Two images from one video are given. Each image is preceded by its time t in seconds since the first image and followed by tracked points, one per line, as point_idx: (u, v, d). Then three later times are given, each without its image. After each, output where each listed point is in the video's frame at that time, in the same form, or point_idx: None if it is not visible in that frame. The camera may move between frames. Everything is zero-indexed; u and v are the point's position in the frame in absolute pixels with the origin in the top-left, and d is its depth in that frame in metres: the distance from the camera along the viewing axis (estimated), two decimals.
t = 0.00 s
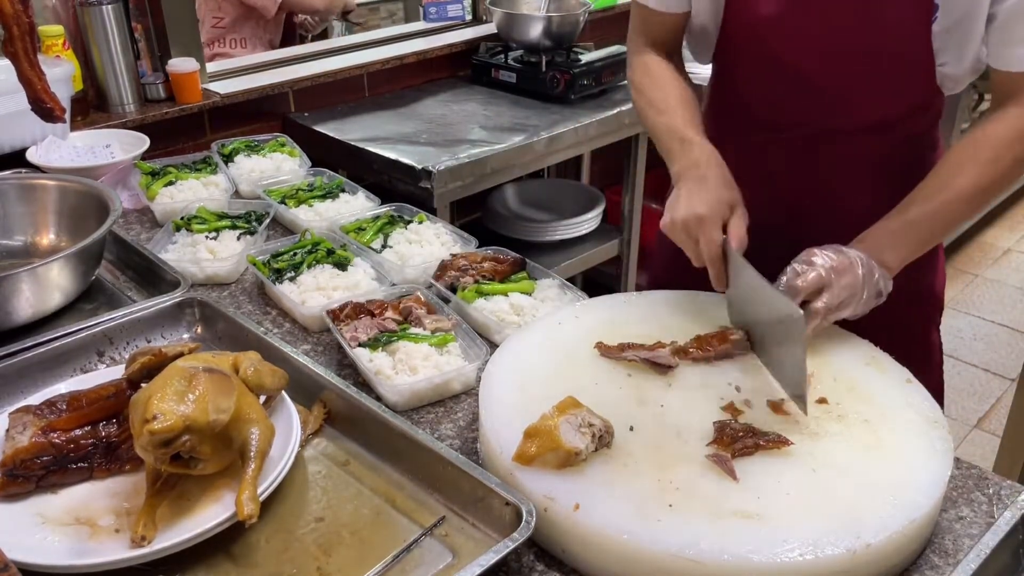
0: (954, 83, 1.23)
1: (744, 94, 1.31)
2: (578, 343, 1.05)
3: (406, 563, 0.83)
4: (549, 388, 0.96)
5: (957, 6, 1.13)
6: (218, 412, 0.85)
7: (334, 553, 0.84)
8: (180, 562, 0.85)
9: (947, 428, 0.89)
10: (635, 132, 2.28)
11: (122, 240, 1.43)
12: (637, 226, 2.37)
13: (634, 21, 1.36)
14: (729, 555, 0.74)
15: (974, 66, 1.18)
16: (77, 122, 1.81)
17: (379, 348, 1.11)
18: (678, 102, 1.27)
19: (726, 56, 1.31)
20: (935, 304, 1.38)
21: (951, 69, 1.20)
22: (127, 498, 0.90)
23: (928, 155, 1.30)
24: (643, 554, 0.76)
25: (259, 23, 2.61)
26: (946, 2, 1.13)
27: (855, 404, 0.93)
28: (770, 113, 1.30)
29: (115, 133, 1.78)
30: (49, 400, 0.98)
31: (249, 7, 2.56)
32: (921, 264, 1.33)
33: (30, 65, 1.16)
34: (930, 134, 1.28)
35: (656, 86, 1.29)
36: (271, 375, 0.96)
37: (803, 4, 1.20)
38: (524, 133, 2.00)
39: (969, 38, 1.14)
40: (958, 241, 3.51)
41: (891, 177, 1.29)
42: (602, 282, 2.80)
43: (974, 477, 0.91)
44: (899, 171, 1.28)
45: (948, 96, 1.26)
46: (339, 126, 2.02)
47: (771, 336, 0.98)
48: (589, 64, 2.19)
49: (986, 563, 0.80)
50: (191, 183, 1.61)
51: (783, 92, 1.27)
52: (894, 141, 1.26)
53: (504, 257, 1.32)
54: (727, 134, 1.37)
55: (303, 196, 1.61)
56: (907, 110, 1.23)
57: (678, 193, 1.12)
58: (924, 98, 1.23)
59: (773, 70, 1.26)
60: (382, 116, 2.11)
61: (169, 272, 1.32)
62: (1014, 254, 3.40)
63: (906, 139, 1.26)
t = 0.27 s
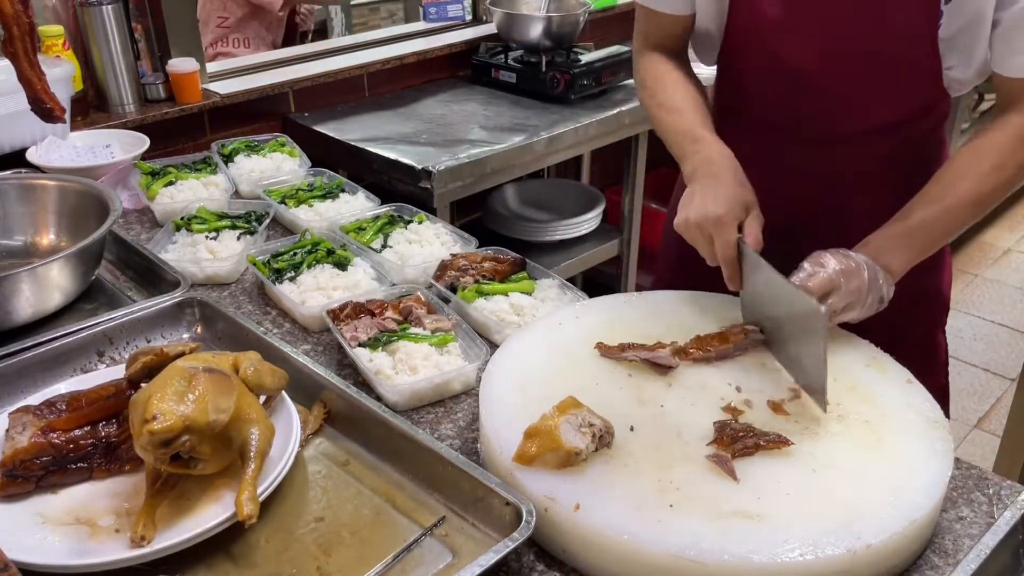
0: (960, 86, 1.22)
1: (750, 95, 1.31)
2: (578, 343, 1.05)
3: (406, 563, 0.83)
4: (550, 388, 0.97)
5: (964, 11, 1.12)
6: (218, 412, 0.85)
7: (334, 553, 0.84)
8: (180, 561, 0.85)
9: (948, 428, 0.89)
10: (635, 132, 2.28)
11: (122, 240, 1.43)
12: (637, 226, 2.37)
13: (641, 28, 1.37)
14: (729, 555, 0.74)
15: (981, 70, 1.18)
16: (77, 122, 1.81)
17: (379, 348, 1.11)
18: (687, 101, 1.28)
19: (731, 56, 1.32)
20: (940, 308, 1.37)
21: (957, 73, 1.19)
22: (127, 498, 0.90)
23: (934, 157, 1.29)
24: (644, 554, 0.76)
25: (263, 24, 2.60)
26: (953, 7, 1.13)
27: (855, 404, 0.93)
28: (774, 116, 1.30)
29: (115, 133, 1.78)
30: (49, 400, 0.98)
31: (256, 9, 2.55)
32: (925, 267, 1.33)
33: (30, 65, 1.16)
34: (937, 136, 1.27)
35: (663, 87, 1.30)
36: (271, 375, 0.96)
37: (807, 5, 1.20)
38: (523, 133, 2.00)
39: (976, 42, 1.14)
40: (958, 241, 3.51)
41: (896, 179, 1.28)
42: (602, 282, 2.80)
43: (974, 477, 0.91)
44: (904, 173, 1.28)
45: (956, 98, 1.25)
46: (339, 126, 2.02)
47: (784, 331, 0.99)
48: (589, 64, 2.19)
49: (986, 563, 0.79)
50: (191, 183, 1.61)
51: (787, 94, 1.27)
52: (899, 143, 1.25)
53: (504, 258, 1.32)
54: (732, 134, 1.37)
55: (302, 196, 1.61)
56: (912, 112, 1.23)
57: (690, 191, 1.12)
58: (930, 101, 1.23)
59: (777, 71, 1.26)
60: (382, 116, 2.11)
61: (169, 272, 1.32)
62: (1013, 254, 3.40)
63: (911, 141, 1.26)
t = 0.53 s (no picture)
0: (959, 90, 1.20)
1: (747, 95, 1.31)
2: (578, 343, 1.05)
3: (406, 563, 0.83)
4: (550, 388, 0.96)
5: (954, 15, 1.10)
6: (217, 412, 0.85)
7: (334, 553, 0.84)
8: (180, 561, 0.85)
9: (948, 428, 0.89)
10: (636, 132, 2.28)
11: (122, 240, 1.43)
12: (637, 226, 2.37)
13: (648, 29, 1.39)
14: (729, 555, 0.74)
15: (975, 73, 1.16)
16: (77, 122, 1.81)
17: (379, 348, 1.11)
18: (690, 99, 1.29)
19: (729, 55, 1.31)
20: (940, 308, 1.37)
21: (950, 76, 1.18)
22: (127, 498, 0.90)
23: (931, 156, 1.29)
24: (643, 554, 0.76)
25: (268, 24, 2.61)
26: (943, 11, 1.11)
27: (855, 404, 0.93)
28: (771, 115, 1.30)
29: (115, 133, 1.78)
30: (49, 400, 0.98)
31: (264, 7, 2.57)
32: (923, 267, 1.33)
33: (29, 66, 1.16)
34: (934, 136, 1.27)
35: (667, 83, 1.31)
36: (271, 375, 0.96)
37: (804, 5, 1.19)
38: (523, 133, 2.00)
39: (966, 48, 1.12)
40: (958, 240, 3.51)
41: (893, 178, 1.28)
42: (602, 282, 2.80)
43: (974, 477, 0.91)
44: (902, 172, 1.28)
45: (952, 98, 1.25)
46: (339, 126, 2.01)
47: (786, 325, 0.99)
48: (589, 64, 2.19)
49: (986, 562, 0.79)
50: (191, 183, 1.61)
51: (785, 93, 1.26)
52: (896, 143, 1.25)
53: (504, 257, 1.32)
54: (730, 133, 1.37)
55: (302, 196, 1.61)
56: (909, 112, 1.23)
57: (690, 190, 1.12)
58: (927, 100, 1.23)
59: (775, 70, 1.26)
60: (382, 116, 2.11)
61: (169, 272, 1.32)
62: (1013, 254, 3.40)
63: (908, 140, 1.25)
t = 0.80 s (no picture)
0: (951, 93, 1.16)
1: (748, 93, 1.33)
2: (578, 343, 1.05)
3: (407, 563, 0.83)
4: (550, 387, 0.97)
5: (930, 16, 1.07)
6: (217, 412, 0.85)
7: (334, 553, 0.84)
8: (180, 561, 0.85)
9: (948, 428, 0.89)
10: (635, 132, 2.28)
11: (122, 240, 1.43)
12: (637, 226, 2.37)
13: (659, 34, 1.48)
14: (729, 555, 0.74)
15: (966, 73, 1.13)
16: (77, 122, 1.81)
17: (379, 348, 1.11)
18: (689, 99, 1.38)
19: (731, 53, 1.33)
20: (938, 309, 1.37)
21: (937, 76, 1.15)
22: (127, 498, 0.90)
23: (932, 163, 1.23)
24: (643, 554, 0.76)
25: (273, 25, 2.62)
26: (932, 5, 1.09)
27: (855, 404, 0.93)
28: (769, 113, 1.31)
29: (115, 133, 1.78)
30: (49, 400, 0.98)
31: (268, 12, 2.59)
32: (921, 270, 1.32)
33: (29, 66, 1.16)
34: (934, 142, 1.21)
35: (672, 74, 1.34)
36: (271, 375, 0.96)
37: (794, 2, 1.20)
38: (523, 133, 2.00)
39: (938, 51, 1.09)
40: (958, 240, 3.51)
41: (889, 185, 1.25)
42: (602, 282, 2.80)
43: (974, 477, 0.91)
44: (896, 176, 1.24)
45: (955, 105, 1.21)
46: (339, 126, 2.01)
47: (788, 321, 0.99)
48: (589, 64, 2.19)
49: (986, 562, 0.79)
50: (191, 183, 1.61)
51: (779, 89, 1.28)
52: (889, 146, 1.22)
53: (504, 257, 1.32)
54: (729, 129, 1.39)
55: (302, 196, 1.61)
56: (900, 115, 1.19)
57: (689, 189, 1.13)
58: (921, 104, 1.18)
59: (773, 65, 1.27)
60: (382, 116, 2.11)
61: (169, 272, 1.32)
62: (1013, 254, 3.40)
63: (902, 145, 1.22)
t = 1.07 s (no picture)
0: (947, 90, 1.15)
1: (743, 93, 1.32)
2: (578, 343, 1.05)
3: (407, 563, 0.83)
4: (549, 388, 0.96)
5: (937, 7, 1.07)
6: (217, 412, 0.85)
7: (334, 553, 0.84)
8: (180, 561, 0.85)
9: (948, 428, 0.89)
10: (635, 132, 2.28)
11: (122, 240, 1.43)
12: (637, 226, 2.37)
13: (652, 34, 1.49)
14: (730, 555, 0.74)
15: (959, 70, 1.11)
16: (77, 122, 1.81)
17: (380, 348, 1.11)
18: (675, 100, 1.39)
19: (723, 53, 1.33)
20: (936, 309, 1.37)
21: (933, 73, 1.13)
22: (127, 498, 0.90)
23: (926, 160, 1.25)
24: (643, 553, 0.76)
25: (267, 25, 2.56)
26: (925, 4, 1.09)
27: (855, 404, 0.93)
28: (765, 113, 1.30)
29: (115, 133, 1.78)
30: (49, 400, 0.98)
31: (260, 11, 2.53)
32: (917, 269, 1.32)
33: (29, 66, 1.16)
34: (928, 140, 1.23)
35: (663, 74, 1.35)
36: (271, 376, 0.96)
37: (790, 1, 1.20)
38: (523, 133, 2.00)
39: (941, 42, 1.07)
40: (958, 240, 3.51)
41: (885, 182, 1.26)
42: (601, 282, 2.80)
43: (974, 477, 0.91)
44: (891, 174, 1.25)
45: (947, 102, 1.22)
46: (339, 126, 2.01)
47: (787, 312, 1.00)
48: (589, 64, 2.19)
49: (986, 562, 0.79)
50: (191, 183, 1.61)
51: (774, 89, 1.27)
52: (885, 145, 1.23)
53: (504, 257, 1.32)
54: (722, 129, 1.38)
55: (302, 196, 1.61)
56: (898, 112, 1.20)
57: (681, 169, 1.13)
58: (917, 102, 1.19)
59: (768, 65, 1.27)
60: (382, 116, 2.11)
61: (169, 272, 1.32)
62: (1013, 254, 3.40)
63: (899, 143, 1.23)
